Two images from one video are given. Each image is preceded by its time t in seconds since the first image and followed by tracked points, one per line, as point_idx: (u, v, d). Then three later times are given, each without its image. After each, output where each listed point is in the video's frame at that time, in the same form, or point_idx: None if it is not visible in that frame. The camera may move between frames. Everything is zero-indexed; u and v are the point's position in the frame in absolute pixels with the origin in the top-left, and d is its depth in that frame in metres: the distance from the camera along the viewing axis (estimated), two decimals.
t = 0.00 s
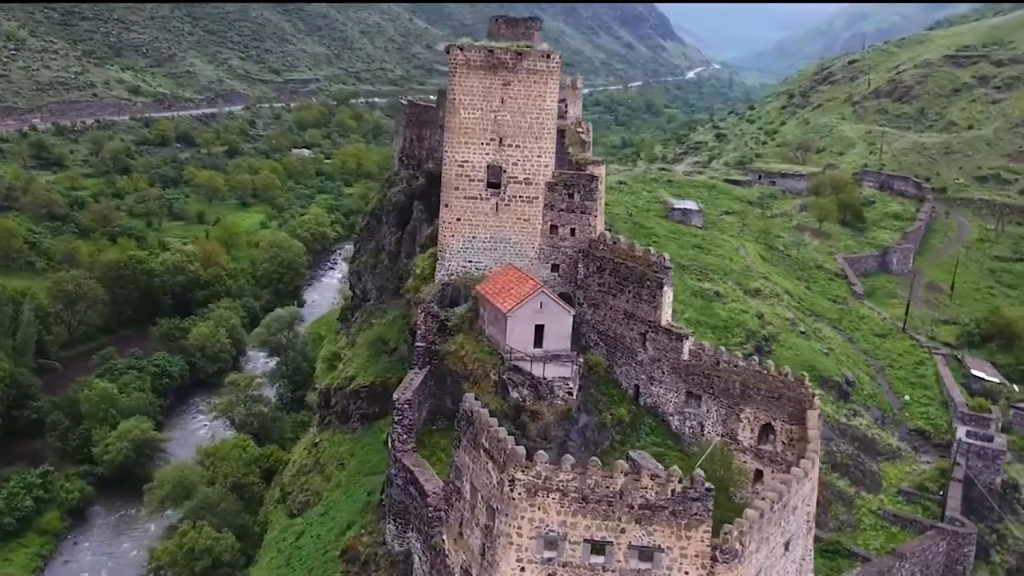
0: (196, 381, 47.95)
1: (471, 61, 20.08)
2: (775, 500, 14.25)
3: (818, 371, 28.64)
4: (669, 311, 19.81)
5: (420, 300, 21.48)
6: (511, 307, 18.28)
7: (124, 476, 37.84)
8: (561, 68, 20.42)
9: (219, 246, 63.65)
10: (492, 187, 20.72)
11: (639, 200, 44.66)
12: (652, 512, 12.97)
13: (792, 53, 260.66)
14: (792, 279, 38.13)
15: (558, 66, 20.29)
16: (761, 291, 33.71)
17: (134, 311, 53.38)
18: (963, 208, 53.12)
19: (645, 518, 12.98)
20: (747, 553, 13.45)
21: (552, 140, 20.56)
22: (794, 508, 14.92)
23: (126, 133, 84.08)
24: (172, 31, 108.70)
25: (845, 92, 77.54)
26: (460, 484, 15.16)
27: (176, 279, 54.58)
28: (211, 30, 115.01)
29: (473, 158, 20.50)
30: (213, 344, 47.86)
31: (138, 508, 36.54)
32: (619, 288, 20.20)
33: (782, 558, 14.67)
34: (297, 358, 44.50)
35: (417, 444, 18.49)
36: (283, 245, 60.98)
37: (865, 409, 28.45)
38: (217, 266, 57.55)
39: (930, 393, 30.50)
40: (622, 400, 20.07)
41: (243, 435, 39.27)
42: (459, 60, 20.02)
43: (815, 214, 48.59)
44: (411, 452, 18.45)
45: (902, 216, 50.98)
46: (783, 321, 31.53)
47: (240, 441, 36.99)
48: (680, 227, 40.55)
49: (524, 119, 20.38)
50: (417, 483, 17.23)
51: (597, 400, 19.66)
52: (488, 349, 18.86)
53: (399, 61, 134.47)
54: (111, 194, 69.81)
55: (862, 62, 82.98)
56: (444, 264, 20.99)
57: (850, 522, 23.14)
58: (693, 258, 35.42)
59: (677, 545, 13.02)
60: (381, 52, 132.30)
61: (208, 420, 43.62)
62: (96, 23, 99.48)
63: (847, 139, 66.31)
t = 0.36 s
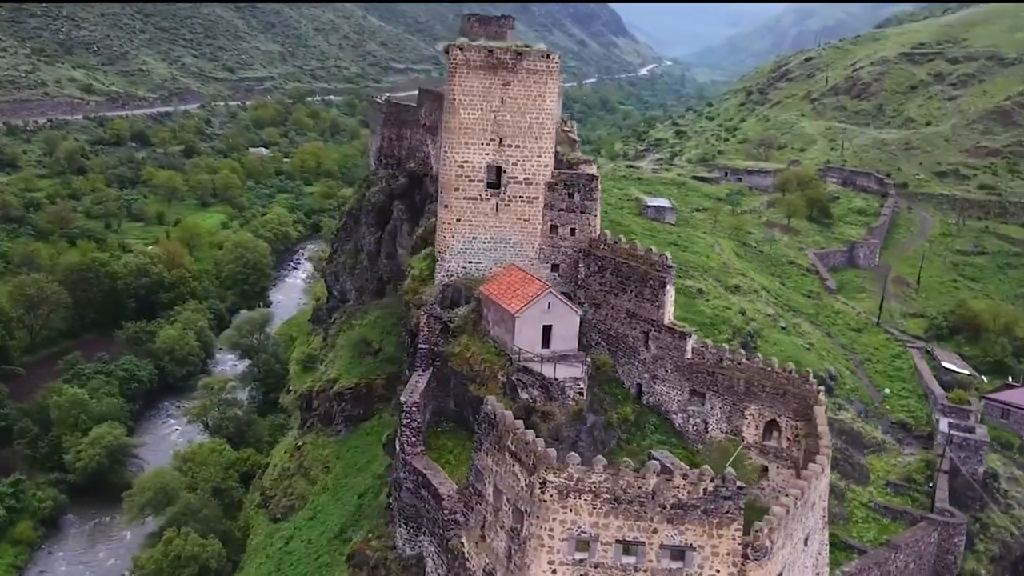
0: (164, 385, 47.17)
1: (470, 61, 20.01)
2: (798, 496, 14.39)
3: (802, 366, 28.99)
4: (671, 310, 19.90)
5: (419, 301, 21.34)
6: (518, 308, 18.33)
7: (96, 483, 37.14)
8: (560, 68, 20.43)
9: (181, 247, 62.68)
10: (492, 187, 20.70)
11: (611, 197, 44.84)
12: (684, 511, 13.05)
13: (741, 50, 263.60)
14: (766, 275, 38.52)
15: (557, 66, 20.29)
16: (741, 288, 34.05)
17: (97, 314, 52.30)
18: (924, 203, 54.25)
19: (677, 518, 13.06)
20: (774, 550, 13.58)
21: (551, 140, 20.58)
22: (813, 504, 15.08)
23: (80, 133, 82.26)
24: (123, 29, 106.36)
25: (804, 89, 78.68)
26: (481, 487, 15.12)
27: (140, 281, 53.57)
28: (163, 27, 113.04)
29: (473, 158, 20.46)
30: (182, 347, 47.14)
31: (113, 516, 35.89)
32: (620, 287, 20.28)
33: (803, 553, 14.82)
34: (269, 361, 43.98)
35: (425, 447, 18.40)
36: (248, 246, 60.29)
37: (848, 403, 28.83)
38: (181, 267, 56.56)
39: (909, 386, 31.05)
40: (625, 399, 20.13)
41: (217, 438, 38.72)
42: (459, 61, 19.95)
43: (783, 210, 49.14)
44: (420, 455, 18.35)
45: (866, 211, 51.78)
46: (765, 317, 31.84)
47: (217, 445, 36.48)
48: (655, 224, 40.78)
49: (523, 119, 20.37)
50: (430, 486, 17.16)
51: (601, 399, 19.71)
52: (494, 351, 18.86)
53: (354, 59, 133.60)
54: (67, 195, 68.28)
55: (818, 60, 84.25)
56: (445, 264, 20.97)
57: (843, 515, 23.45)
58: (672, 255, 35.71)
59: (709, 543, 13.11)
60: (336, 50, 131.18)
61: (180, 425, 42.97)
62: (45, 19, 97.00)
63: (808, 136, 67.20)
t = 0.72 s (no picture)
0: (132, 390, 46.39)
1: (468, 62, 19.92)
2: (815, 491, 14.57)
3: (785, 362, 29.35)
4: (671, 309, 20.03)
5: (416, 303, 21.21)
6: (524, 309, 18.41)
7: (69, 491, 36.43)
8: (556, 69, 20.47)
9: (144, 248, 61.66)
10: (490, 188, 20.64)
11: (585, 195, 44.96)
12: (710, 511, 13.14)
13: (694, 48, 265.80)
14: (741, 272, 38.88)
15: (554, 66, 20.32)
16: (719, 284, 34.38)
17: (60, 318, 51.21)
18: (887, 199, 55.21)
19: (703, 517, 13.15)
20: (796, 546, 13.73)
21: (549, 141, 20.59)
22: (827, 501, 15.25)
23: (34, 133, 80.48)
24: (74, 26, 103.80)
25: (763, 87, 79.58)
26: (498, 489, 15.11)
27: (104, 283, 52.42)
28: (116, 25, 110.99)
29: (471, 159, 20.38)
30: (151, 351, 46.41)
31: (87, 525, 35.25)
32: (619, 286, 20.39)
33: (820, 549, 14.97)
34: (240, 364, 43.46)
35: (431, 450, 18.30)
36: (213, 247, 59.27)
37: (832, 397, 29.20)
38: (145, 269, 55.25)
39: (888, 380, 31.58)
40: (627, 398, 20.20)
41: (192, 443, 38.19)
42: (457, 61, 19.85)
43: (752, 207, 49.59)
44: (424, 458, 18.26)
45: (831, 208, 52.39)
46: (745, 313, 32.19)
47: (194, 450, 35.96)
48: (630, 222, 41.01)
49: (521, 119, 20.35)
50: (441, 489, 17.08)
51: (604, 400, 19.74)
52: (498, 354, 18.85)
53: (310, 57, 132.46)
54: (24, 196, 66.77)
55: (777, 58, 85.26)
56: (442, 266, 20.84)
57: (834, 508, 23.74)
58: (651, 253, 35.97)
59: (736, 542, 13.23)
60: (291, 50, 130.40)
61: (151, 431, 42.31)
62: None
63: (770, 133, 67.98)
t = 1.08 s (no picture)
0: (97, 395, 45.41)
1: (467, 62, 19.85)
2: (833, 488, 14.77)
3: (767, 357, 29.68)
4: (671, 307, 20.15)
5: (415, 304, 21.08)
6: (530, 309, 18.44)
7: (37, 500, 35.52)
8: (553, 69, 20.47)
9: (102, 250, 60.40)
10: (488, 188, 20.59)
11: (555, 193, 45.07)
12: (739, 509, 13.27)
13: (642, 45, 267.78)
14: (714, 269, 39.24)
15: (551, 67, 20.33)
16: (696, 281, 34.71)
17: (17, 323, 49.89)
18: (847, 195, 56.13)
19: (731, 515, 13.27)
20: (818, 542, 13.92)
21: (546, 141, 20.59)
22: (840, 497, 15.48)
23: None
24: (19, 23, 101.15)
25: (720, 84, 80.34)
26: (519, 491, 15.11)
27: (62, 286, 51.18)
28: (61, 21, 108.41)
29: (469, 160, 20.31)
30: (115, 355, 45.48)
31: (59, 534, 34.40)
32: (619, 285, 20.49)
33: (836, 544, 15.19)
34: (209, 366, 42.69)
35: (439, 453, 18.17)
36: (173, 248, 58.11)
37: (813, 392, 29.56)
38: (105, 270, 54.00)
39: (864, 373, 32.10)
40: (627, 397, 20.21)
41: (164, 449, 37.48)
42: (455, 61, 19.76)
43: (718, 204, 50.04)
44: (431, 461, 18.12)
45: (794, 204, 53.01)
46: (723, 309, 32.54)
47: (167, 455, 35.31)
48: (602, 220, 41.22)
49: (519, 120, 20.31)
50: (453, 492, 16.96)
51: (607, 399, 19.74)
52: (503, 356, 18.81)
53: (260, 55, 130.84)
54: None
55: (731, 56, 86.23)
56: (440, 268, 20.74)
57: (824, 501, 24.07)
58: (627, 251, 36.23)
59: (763, 538, 13.37)
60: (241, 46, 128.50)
61: (119, 437, 41.47)
62: None
63: (729, 130, 68.71)
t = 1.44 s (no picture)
0: (59, 401, 44.35)
1: (465, 62, 19.76)
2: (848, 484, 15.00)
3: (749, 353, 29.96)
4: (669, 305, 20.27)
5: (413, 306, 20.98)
6: (535, 309, 18.50)
7: (4, 510, 34.55)
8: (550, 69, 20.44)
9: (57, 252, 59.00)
10: (486, 189, 20.55)
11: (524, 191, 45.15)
12: (766, 506, 13.42)
13: (590, 41, 269.13)
14: (687, 265, 39.56)
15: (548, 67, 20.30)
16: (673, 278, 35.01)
17: None
18: (808, 190, 56.96)
19: (758, 512, 13.41)
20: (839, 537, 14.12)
21: (543, 141, 20.59)
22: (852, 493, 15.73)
23: None
24: None
25: (677, 81, 80.97)
26: (538, 493, 15.10)
27: (19, 290, 49.79)
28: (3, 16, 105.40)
29: (467, 160, 20.24)
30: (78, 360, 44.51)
31: (28, 545, 33.52)
32: (618, 284, 20.61)
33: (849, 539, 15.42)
34: (177, 370, 41.92)
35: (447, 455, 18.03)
36: (132, 249, 56.92)
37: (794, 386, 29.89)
38: (62, 273, 52.72)
39: (840, 367, 32.61)
40: (628, 396, 20.20)
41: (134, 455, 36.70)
42: (453, 61, 19.68)
43: (685, 201, 50.43)
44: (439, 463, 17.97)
45: (757, 200, 53.58)
46: (701, 306, 32.88)
47: (140, 462, 34.61)
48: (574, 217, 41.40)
49: (516, 119, 20.27)
50: (465, 495, 16.83)
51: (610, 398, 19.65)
52: (509, 357, 18.79)
53: (210, 51, 128.86)
54: None
55: (687, 53, 86.98)
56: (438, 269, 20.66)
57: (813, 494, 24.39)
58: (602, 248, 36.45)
59: (789, 535, 13.53)
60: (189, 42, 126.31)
61: (85, 444, 40.61)
62: None
63: (689, 127, 69.32)
